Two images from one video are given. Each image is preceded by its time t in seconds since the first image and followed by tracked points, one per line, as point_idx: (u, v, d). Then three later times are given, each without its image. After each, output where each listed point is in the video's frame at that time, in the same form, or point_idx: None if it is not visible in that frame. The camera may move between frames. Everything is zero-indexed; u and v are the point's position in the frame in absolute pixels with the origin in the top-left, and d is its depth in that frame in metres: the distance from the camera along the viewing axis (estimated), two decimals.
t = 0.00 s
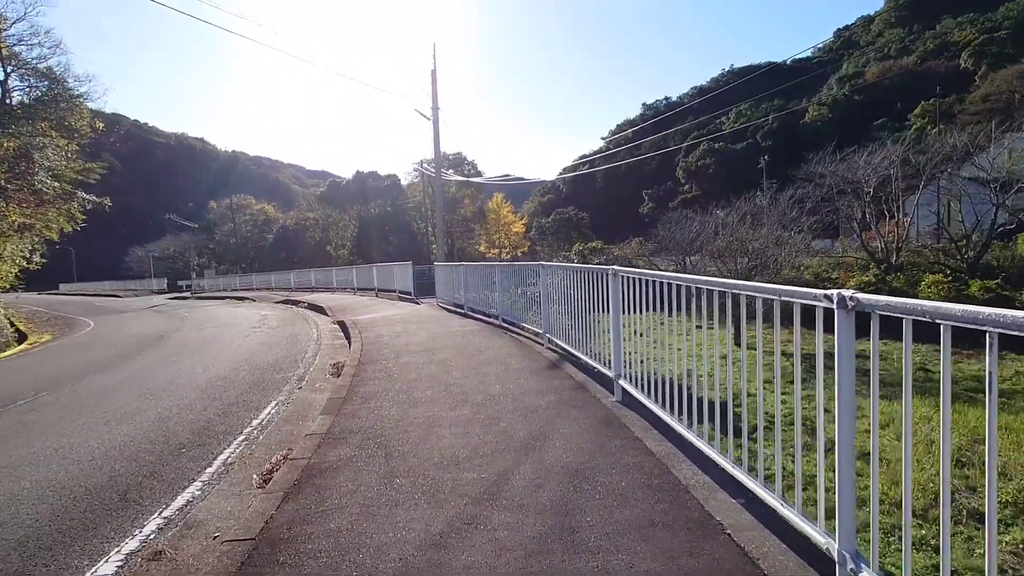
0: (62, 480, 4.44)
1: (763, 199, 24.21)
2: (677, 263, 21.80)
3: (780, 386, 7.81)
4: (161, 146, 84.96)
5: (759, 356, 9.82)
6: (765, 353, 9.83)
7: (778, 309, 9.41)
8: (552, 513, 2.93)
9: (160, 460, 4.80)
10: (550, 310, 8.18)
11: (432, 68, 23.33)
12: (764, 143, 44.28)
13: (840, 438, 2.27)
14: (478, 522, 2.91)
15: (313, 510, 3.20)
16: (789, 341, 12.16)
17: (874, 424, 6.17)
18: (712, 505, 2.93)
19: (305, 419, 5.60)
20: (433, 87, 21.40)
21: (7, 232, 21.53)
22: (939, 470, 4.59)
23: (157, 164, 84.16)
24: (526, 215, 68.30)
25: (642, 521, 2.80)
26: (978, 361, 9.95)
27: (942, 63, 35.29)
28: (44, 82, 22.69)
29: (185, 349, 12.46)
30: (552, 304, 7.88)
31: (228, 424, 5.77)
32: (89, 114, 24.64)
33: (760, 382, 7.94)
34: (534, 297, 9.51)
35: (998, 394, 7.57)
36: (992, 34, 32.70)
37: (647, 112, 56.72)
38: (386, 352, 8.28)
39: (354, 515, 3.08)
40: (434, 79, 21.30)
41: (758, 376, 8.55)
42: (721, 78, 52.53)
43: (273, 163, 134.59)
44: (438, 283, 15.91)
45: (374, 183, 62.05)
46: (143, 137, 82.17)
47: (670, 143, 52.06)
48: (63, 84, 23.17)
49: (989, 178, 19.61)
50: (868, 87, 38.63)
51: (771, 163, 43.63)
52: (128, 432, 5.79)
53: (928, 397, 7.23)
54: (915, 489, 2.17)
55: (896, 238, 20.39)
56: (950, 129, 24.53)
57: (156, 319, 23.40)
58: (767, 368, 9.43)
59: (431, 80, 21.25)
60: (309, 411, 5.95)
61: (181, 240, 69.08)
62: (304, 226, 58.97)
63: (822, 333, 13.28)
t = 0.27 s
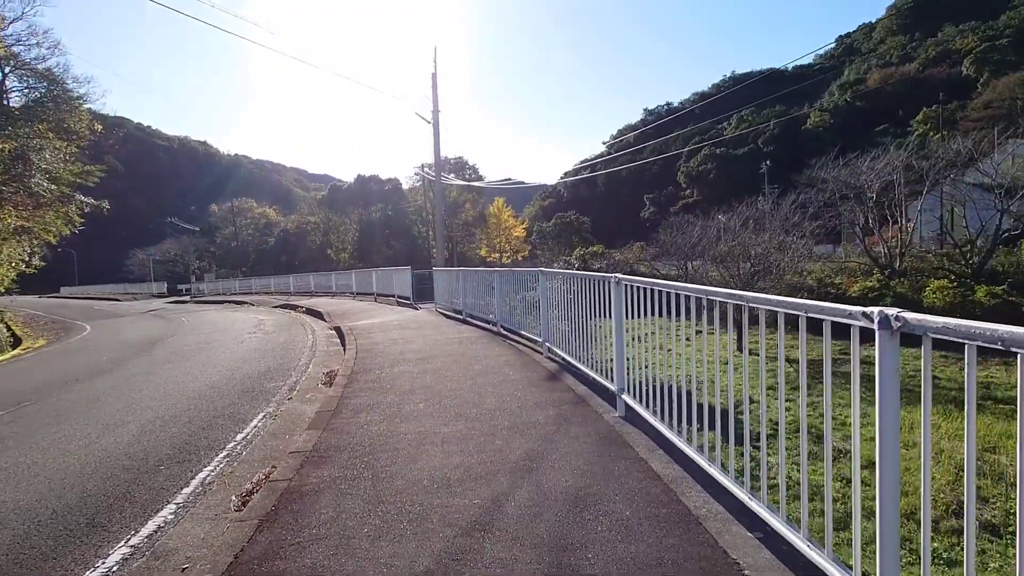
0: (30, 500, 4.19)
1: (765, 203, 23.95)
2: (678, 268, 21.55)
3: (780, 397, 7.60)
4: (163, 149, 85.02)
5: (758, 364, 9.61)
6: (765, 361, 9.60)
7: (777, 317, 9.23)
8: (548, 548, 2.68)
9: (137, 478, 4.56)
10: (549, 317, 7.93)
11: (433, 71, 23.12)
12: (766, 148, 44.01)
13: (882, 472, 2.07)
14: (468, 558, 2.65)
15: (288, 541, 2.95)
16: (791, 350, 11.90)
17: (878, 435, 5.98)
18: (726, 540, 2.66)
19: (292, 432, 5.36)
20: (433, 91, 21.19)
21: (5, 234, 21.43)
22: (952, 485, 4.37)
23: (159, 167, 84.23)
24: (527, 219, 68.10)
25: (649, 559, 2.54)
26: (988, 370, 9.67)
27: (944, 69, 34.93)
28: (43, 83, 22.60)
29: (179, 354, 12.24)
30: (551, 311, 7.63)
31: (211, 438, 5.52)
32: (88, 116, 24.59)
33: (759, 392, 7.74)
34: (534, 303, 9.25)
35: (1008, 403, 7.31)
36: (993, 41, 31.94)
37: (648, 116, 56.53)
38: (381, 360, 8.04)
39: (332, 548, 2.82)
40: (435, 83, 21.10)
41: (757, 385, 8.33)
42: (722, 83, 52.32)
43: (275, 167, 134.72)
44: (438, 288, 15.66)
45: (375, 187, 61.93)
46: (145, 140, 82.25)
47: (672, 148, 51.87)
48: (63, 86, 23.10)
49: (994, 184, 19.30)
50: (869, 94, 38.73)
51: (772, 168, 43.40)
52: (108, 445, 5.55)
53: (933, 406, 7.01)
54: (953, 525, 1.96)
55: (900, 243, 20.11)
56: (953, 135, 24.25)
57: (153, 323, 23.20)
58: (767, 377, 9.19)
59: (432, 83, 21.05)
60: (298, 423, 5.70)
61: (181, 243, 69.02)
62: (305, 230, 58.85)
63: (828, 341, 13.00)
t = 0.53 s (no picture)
0: None
1: (767, 205, 23.66)
2: (680, 269, 21.34)
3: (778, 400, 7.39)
4: (164, 149, 85.04)
5: (757, 366, 9.37)
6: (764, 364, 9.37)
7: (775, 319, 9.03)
8: None
9: (109, 490, 4.29)
10: (548, 319, 7.67)
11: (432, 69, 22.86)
12: (768, 150, 43.69)
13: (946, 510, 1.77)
14: None
15: (258, 570, 2.69)
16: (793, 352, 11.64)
17: (884, 441, 5.76)
18: None
19: (277, 441, 5.08)
20: (433, 89, 20.95)
21: None
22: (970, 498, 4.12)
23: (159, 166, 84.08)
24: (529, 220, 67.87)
25: None
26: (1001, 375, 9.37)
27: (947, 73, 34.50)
28: (38, 79, 22.39)
29: (171, 355, 12.00)
30: (550, 314, 7.37)
31: (193, 447, 5.24)
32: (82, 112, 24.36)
33: (757, 395, 7.52)
34: (533, 304, 8.99)
35: (1020, 407, 7.06)
36: (995, 45, 31.49)
37: (649, 117, 56.26)
38: (375, 363, 7.80)
39: None
40: (434, 81, 20.86)
41: (757, 388, 8.10)
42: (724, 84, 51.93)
43: (278, 167, 134.86)
44: (437, 289, 15.42)
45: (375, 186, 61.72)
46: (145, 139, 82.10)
47: (674, 149, 51.63)
48: (57, 82, 22.86)
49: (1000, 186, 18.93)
50: (871, 96, 38.49)
51: (774, 169, 43.12)
52: (85, 454, 5.29)
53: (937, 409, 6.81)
54: (1011, 562, 1.71)
55: (904, 245, 19.79)
56: (957, 136, 23.92)
57: (150, 322, 22.97)
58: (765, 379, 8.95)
59: (431, 82, 20.82)
60: (284, 431, 5.42)
61: (181, 242, 68.89)
62: (305, 229, 58.73)
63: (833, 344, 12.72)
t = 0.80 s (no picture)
0: None
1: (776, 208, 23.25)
2: (689, 272, 20.99)
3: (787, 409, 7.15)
4: (173, 149, 85.28)
5: (766, 373, 9.07)
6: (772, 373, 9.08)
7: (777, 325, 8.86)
8: None
9: (89, 505, 4.02)
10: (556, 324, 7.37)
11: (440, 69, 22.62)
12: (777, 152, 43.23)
13: None
14: None
15: None
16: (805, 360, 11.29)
17: (901, 452, 5.52)
18: None
19: (271, 453, 4.80)
20: (440, 88, 20.67)
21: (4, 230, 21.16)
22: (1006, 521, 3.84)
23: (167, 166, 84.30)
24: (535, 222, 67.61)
25: None
26: None
27: (960, 74, 33.75)
28: (44, 79, 22.38)
29: (171, 357, 11.77)
30: (559, 318, 7.05)
31: (182, 457, 4.98)
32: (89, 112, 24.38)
33: (766, 404, 7.24)
34: (541, 308, 8.67)
35: None
36: (1010, 46, 30.83)
37: (657, 119, 55.86)
38: (377, 368, 7.52)
39: None
40: (441, 80, 20.59)
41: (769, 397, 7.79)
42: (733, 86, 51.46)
43: (285, 168, 135.16)
44: (441, 291, 15.15)
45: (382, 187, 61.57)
46: (153, 139, 82.29)
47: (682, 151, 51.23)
48: (64, 82, 22.86)
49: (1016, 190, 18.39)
50: (883, 99, 37.68)
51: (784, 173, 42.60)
52: (69, 463, 5.03)
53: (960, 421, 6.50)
54: None
55: (916, 249, 19.32)
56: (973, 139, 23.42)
57: (153, 322, 22.79)
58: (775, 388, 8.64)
59: (438, 81, 20.55)
60: (279, 441, 5.15)
61: (188, 242, 68.92)
62: (311, 230, 58.62)
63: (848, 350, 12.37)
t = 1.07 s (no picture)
0: None
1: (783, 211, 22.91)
2: (696, 276, 20.71)
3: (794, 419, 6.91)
4: (179, 149, 85.52)
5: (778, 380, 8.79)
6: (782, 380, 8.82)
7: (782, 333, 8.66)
8: None
9: (70, 521, 3.77)
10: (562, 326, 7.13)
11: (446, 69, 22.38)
12: (784, 155, 42.90)
13: None
14: None
15: None
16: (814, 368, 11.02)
17: (916, 461, 5.30)
18: None
19: (266, 464, 4.55)
20: (446, 88, 20.45)
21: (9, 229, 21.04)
22: None
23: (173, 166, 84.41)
24: (541, 224, 67.43)
25: None
26: None
27: (969, 77, 32.92)
28: (49, 76, 22.30)
29: (170, 358, 11.52)
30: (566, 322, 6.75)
31: (171, 467, 4.72)
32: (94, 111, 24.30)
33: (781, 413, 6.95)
34: (548, 310, 8.36)
35: None
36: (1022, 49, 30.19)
37: (663, 121, 55.56)
38: (379, 373, 7.27)
39: None
40: (447, 80, 20.38)
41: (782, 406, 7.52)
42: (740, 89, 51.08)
43: (291, 168, 135.40)
44: (445, 293, 14.93)
45: (387, 188, 61.43)
46: (159, 139, 82.49)
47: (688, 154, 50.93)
48: (69, 80, 22.76)
49: None
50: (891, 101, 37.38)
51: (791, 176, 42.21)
52: (53, 473, 4.78)
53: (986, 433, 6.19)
54: None
55: (927, 253, 18.96)
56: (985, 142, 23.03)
57: (156, 322, 22.65)
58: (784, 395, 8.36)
59: (444, 81, 20.34)
60: (276, 452, 4.89)
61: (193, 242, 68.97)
62: (316, 231, 58.53)
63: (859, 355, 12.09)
